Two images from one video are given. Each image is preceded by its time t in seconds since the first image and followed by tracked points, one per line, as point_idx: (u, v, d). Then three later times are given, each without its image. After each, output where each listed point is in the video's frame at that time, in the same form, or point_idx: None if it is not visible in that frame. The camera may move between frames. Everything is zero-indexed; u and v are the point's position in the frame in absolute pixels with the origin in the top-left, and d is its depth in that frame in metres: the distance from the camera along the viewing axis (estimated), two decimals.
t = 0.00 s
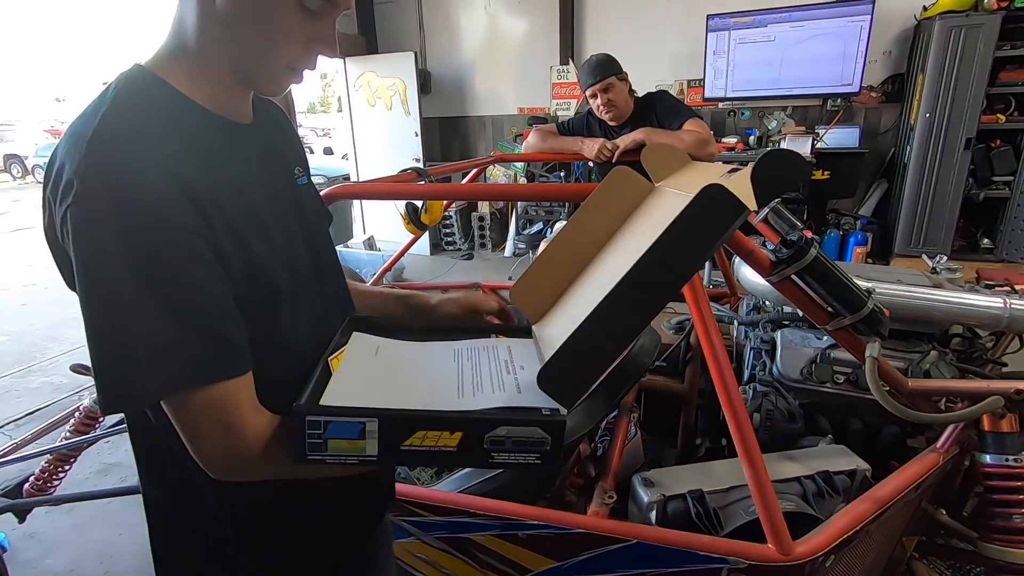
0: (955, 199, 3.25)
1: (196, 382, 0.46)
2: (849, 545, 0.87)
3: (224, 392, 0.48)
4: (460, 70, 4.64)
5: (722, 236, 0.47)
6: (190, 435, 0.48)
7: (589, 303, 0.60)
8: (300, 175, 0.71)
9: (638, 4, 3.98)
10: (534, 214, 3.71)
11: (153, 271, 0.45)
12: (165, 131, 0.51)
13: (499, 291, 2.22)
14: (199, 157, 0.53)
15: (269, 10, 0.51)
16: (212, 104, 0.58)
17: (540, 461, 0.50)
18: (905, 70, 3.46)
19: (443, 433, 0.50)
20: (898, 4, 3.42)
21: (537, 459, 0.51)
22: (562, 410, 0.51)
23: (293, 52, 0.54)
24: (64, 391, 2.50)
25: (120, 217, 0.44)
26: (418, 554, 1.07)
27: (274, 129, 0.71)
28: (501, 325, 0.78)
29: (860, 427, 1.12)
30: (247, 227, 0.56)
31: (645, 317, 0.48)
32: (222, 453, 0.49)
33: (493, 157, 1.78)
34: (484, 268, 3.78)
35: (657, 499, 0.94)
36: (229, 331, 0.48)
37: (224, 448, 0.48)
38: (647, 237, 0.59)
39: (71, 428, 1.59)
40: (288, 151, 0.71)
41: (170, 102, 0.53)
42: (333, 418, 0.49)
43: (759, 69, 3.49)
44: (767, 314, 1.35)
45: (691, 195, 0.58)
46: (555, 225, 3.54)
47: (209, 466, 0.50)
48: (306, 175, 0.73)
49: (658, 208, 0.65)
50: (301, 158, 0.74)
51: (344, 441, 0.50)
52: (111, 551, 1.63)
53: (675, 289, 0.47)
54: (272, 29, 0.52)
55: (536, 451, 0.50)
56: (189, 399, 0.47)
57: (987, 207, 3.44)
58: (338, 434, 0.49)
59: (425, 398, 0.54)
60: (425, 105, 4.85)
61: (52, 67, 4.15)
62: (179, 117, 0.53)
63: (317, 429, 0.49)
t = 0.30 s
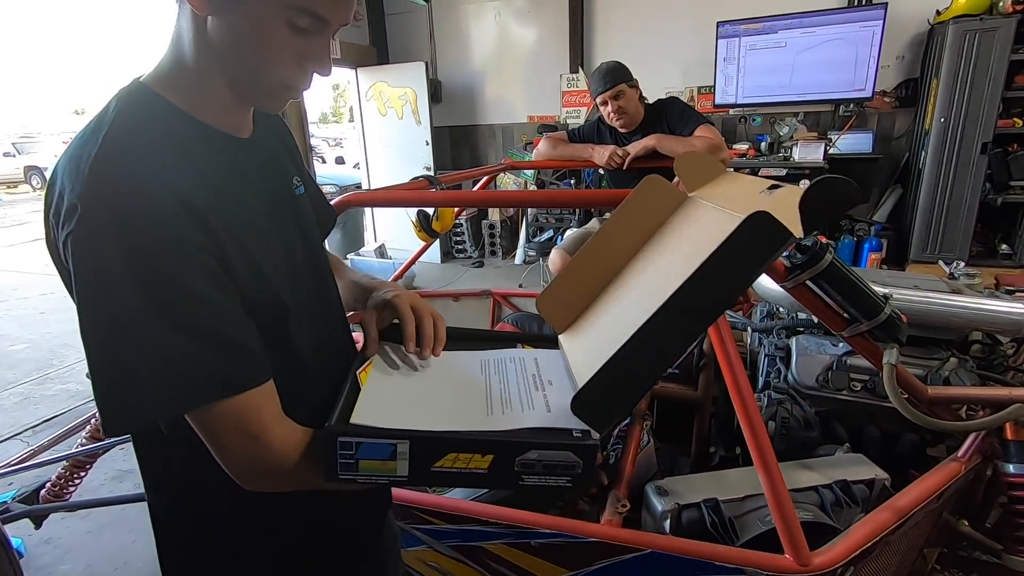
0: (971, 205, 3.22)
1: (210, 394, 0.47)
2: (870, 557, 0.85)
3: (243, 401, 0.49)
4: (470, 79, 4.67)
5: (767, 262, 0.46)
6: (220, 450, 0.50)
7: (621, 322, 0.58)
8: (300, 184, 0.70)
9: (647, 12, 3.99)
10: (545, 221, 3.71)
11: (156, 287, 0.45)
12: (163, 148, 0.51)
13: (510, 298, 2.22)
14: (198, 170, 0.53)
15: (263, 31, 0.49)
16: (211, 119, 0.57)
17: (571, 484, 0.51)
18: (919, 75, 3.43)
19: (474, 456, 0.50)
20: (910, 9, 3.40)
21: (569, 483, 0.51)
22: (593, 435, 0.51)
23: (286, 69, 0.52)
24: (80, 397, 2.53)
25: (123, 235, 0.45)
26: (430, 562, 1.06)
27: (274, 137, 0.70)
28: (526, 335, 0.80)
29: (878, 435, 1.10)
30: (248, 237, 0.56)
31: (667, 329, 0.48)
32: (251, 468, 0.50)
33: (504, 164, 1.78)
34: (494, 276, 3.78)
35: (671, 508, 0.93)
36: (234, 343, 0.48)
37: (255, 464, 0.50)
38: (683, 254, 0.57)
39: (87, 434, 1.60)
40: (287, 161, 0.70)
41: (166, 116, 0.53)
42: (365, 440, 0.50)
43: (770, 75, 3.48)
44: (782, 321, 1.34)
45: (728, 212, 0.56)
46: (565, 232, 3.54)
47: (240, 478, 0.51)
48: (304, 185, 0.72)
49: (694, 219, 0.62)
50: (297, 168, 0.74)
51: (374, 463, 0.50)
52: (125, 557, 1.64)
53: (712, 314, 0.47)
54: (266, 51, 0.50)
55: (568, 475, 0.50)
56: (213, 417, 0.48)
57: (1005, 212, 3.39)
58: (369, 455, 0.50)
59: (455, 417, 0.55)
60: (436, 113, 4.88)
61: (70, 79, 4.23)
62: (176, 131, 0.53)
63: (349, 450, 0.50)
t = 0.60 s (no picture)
0: (984, 210, 3.18)
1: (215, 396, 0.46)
2: (886, 568, 0.84)
3: (243, 407, 0.48)
4: (477, 84, 4.67)
5: (779, 257, 0.45)
6: (238, 448, 0.50)
7: (633, 332, 0.57)
8: (311, 187, 0.69)
9: (656, 16, 3.97)
10: (552, 226, 3.70)
11: (148, 293, 0.44)
12: (160, 154, 0.50)
13: (517, 303, 2.21)
14: (196, 175, 0.52)
15: (252, 26, 0.46)
16: (216, 126, 0.55)
17: (591, 489, 0.50)
18: (930, 79, 3.40)
19: (494, 455, 0.50)
20: (921, 13, 3.38)
21: (588, 487, 0.50)
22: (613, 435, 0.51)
23: (281, 68, 0.49)
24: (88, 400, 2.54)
25: (115, 241, 0.44)
26: (435, 569, 1.05)
27: (286, 139, 0.69)
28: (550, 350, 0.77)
29: (892, 443, 1.08)
30: (245, 241, 0.55)
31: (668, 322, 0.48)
32: (266, 465, 0.50)
33: (511, 168, 1.77)
34: (501, 280, 3.77)
35: (680, 517, 0.91)
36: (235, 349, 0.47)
37: (273, 462, 0.50)
38: (695, 260, 0.56)
39: (95, 438, 1.60)
40: (299, 161, 0.69)
41: (166, 121, 0.52)
42: (386, 434, 0.51)
43: (779, 80, 3.46)
44: (793, 327, 1.33)
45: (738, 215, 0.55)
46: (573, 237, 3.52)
47: (260, 477, 0.52)
48: (316, 187, 0.71)
49: (707, 229, 0.61)
50: (310, 168, 0.72)
51: (394, 459, 0.51)
52: (131, 560, 1.64)
53: (725, 315, 0.47)
54: (257, 48, 0.47)
55: (588, 479, 0.50)
56: (224, 418, 0.48)
57: (1019, 217, 3.35)
58: (389, 450, 0.51)
59: (474, 421, 0.55)
60: (444, 118, 4.89)
61: (82, 84, 4.27)
62: (176, 135, 0.52)
63: (370, 444, 0.51)
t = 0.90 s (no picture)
0: (996, 213, 3.15)
1: (229, 399, 0.46)
2: None
3: (265, 404, 0.48)
4: (484, 86, 4.67)
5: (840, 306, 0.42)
6: (253, 449, 0.50)
7: (672, 359, 0.56)
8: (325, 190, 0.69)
9: (663, 19, 3.97)
10: (558, 228, 3.69)
11: (156, 297, 0.44)
12: (170, 158, 0.49)
13: (524, 306, 2.20)
14: (206, 178, 0.52)
15: (257, 26, 0.46)
16: (227, 129, 0.55)
17: (603, 520, 0.49)
18: (941, 81, 3.37)
19: (509, 477, 0.49)
20: (931, 15, 3.36)
21: (601, 518, 0.49)
22: (630, 472, 0.49)
23: (292, 68, 0.48)
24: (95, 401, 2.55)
25: (123, 245, 0.43)
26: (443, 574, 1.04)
27: (300, 140, 0.69)
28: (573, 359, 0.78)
29: (905, 449, 1.07)
30: (255, 244, 0.54)
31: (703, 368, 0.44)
32: (281, 465, 0.50)
33: (519, 170, 1.77)
34: (507, 283, 3.76)
35: (691, 523, 0.90)
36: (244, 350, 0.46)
37: (290, 462, 0.50)
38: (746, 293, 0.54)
39: (103, 439, 1.60)
40: (311, 163, 0.68)
41: (177, 124, 0.51)
42: (399, 448, 0.50)
43: (787, 82, 3.44)
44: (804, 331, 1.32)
45: (797, 254, 0.52)
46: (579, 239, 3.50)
47: (279, 476, 0.52)
48: (330, 189, 0.71)
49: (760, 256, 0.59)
50: (325, 170, 0.72)
51: (407, 471, 0.50)
52: (138, 562, 1.64)
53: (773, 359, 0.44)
54: (263, 48, 0.47)
55: (601, 509, 0.48)
56: (238, 417, 0.48)
57: None
58: (402, 462, 0.50)
59: (492, 434, 0.54)
60: (450, 120, 4.89)
61: (92, 86, 4.31)
62: (187, 138, 0.52)
63: (384, 454, 0.51)
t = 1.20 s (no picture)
0: (1005, 215, 3.13)
1: (245, 410, 0.46)
2: None
3: (286, 416, 0.48)
4: (489, 88, 4.67)
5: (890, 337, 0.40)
6: (264, 460, 0.50)
7: (706, 377, 0.55)
8: (338, 189, 0.69)
9: (669, 21, 3.95)
10: (563, 230, 3.68)
11: (169, 303, 0.44)
12: (185, 161, 0.50)
13: (531, 308, 2.19)
14: (220, 181, 0.52)
15: (279, 20, 0.46)
16: (240, 131, 0.55)
17: (628, 544, 0.48)
18: (948, 83, 3.35)
19: (530, 502, 0.48)
20: (938, 17, 3.34)
21: (626, 543, 0.48)
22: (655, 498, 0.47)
23: (314, 63, 0.49)
24: (100, 403, 2.54)
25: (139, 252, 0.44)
26: None
27: (316, 138, 0.69)
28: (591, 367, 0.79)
29: (922, 457, 1.05)
30: (266, 246, 0.55)
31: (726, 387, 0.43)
32: (293, 480, 0.50)
33: (526, 172, 1.75)
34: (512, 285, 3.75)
35: (707, 532, 0.88)
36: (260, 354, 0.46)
37: (302, 479, 0.50)
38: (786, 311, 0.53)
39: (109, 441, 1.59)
40: (326, 163, 0.68)
41: (191, 126, 0.51)
42: (418, 470, 0.49)
43: (794, 83, 3.42)
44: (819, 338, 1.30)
45: (846, 273, 0.51)
46: (585, 242, 3.49)
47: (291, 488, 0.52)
48: (343, 187, 0.71)
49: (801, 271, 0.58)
50: (340, 169, 0.72)
51: (424, 493, 0.50)
52: (142, 565, 1.63)
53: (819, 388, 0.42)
54: (286, 44, 0.47)
55: (624, 536, 0.48)
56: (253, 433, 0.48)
57: None
58: (420, 484, 0.50)
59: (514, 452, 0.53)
60: (455, 122, 4.88)
61: (99, 86, 4.32)
62: (202, 138, 0.52)
63: (401, 476, 0.50)
